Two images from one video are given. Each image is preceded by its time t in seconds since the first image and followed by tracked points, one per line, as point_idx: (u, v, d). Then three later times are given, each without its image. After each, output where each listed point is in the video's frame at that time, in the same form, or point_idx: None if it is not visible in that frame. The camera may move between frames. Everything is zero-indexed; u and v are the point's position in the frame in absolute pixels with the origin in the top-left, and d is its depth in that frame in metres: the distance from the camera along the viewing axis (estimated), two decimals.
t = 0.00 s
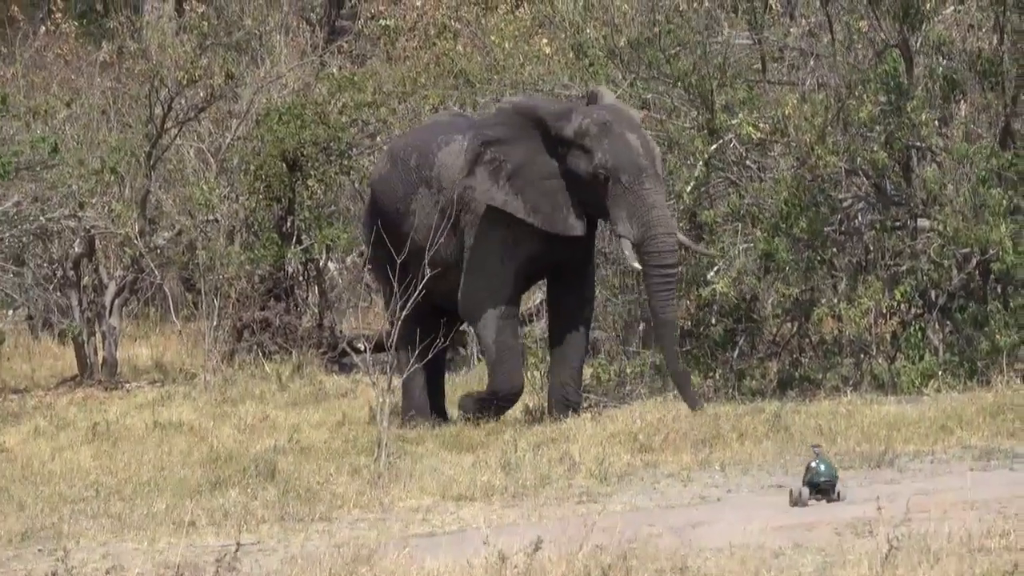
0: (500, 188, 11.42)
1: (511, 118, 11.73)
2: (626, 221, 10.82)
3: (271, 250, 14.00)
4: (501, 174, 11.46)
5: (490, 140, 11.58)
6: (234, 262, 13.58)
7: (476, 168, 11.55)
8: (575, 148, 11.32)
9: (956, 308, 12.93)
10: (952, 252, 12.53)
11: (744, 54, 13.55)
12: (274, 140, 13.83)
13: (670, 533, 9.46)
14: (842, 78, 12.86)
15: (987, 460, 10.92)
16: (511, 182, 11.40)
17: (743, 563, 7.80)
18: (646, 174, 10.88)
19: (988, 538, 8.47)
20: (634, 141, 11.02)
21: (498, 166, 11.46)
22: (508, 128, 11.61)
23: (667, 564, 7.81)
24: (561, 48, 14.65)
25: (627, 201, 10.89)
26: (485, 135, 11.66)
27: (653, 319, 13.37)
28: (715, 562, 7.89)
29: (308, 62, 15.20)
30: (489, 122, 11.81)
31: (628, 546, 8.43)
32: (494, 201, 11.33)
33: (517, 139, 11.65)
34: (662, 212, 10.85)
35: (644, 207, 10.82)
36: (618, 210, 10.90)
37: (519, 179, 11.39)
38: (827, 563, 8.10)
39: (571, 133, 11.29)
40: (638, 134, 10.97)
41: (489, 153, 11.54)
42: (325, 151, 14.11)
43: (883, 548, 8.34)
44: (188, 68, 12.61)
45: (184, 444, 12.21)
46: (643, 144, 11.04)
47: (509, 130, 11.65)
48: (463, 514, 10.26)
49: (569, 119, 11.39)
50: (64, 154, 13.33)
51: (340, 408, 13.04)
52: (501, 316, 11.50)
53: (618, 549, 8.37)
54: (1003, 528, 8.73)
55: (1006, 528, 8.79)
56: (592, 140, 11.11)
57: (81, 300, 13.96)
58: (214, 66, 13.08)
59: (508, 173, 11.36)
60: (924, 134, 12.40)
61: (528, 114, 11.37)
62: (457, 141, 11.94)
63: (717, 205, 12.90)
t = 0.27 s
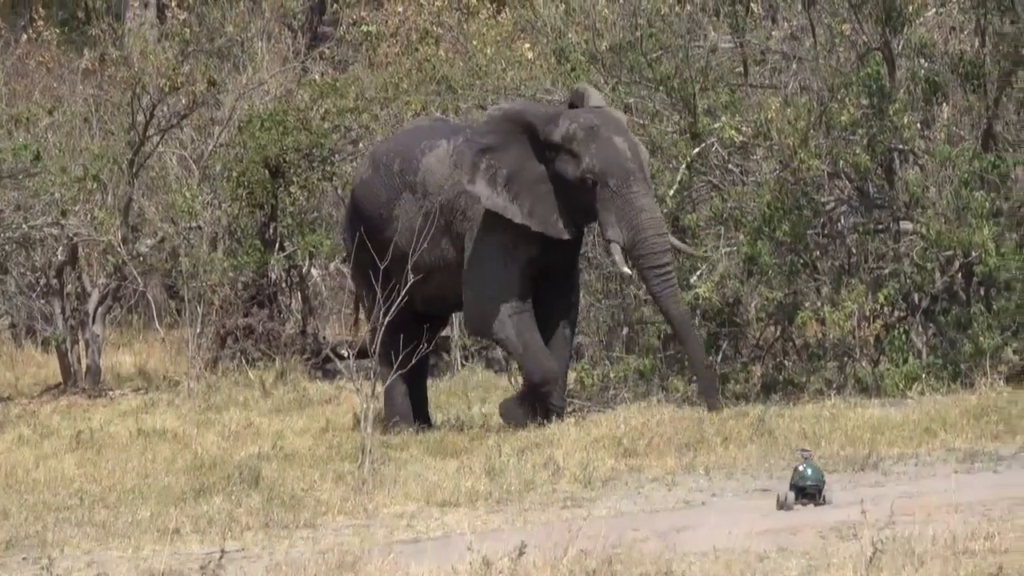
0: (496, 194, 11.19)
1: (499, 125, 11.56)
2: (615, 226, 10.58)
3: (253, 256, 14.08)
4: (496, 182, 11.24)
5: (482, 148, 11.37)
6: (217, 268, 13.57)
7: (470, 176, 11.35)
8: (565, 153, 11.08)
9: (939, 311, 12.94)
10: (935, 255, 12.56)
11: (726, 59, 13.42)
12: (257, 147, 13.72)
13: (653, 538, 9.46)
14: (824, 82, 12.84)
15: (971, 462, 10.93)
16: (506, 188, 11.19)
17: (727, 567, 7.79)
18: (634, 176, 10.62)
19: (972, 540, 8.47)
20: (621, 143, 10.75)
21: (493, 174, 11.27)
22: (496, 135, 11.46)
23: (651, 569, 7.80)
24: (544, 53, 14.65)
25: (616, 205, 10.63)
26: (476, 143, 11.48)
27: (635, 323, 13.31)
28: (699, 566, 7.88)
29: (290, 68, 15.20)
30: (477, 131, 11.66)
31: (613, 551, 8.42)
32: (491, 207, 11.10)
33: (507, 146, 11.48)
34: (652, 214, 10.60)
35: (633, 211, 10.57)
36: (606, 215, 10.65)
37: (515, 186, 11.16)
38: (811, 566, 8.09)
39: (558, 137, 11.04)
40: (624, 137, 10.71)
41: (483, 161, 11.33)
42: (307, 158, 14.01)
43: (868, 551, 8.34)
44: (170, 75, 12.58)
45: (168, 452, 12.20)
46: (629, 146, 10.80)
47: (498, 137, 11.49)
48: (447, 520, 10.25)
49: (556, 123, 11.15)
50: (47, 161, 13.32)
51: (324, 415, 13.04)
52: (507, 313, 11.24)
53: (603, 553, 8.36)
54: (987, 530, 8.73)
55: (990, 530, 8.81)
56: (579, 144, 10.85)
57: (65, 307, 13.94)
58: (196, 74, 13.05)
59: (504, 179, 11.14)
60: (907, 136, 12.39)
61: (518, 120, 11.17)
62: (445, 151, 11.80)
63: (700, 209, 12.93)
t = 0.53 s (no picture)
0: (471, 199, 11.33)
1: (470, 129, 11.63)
2: (584, 213, 10.69)
3: (233, 262, 14.08)
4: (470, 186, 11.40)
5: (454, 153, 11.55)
6: (197, 275, 13.54)
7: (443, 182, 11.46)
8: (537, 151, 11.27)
9: (919, 314, 12.95)
10: (915, 257, 12.53)
11: (705, 62, 13.36)
12: (236, 153, 13.84)
13: (633, 542, 9.44)
14: (803, 87, 12.82)
15: (950, 465, 10.93)
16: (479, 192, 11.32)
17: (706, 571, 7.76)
18: (602, 164, 10.79)
19: (952, 543, 8.45)
20: (590, 135, 10.94)
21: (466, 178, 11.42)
22: (466, 139, 11.52)
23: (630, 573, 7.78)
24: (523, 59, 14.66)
25: (586, 195, 10.76)
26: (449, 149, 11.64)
27: (616, 328, 13.34)
28: (678, 570, 7.86)
29: (269, 74, 15.20)
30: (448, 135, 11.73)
31: (592, 555, 8.40)
32: (465, 212, 11.23)
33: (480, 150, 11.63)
34: (623, 200, 10.70)
35: (603, 197, 10.69)
36: (577, 204, 10.77)
37: (489, 188, 11.32)
38: (791, 570, 8.07)
39: (529, 135, 11.29)
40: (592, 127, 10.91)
41: (456, 166, 11.50)
42: (286, 164, 14.07)
43: (848, 554, 8.31)
44: (149, 81, 12.50)
45: (148, 459, 12.19)
46: (598, 138, 10.98)
47: (469, 140, 11.56)
48: (427, 525, 10.24)
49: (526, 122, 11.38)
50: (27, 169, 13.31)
51: (304, 421, 13.04)
52: (512, 318, 11.13)
53: (583, 557, 8.34)
54: (966, 533, 8.72)
55: (970, 532, 8.81)
56: (549, 139, 11.09)
57: (45, 315, 13.92)
58: (174, 80, 13.07)
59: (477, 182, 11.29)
60: (886, 139, 12.32)
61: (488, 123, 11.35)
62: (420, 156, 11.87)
63: (679, 213, 12.82)
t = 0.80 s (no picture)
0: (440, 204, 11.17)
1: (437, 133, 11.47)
2: (541, 208, 10.57)
3: (210, 270, 14.13)
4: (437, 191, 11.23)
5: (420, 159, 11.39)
6: (175, 282, 13.59)
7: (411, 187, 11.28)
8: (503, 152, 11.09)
9: (896, 318, 12.96)
10: (892, 261, 12.57)
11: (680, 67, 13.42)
12: (212, 160, 13.86)
13: (611, 547, 9.42)
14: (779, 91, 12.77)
15: (928, 468, 10.94)
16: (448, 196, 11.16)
17: None
18: (559, 159, 10.67)
19: (930, 546, 8.43)
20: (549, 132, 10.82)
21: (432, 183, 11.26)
22: (433, 144, 11.36)
23: None
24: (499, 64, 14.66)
25: (544, 190, 10.66)
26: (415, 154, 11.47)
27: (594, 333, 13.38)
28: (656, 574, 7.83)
29: (245, 81, 15.26)
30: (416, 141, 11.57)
31: (568, 562, 8.38)
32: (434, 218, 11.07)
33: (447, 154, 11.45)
34: (579, 194, 10.55)
35: (558, 191, 10.56)
36: (535, 200, 10.66)
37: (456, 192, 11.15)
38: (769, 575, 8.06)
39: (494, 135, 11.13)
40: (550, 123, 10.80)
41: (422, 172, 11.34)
42: (263, 171, 14.17)
43: (827, 559, 8.29)
44: (125, 89, 12.54)
45: (127, 466, 12.19)
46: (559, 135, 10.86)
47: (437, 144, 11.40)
48: (405, 531, 10.21)
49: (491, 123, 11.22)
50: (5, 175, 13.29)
51: (282, 428, 13.05)
52: (503, 325, 11.04)
53: (559, 564, 8.32)
54: (944, 536, 8.71)
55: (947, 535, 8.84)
56: (511, 140, 11.00)
57: (23, 322, 13.89)
58: (150, 87, 13.10)
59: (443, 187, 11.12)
60: (863, 143, 12.38)
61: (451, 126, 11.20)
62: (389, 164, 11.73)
63: (655, 219, 12.77)
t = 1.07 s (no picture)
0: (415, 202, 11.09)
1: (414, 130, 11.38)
2: (507, 210, 10.49)
3: (193, 273, 14.14)
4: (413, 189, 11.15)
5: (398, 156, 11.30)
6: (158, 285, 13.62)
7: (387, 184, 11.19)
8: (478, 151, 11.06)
9: (879, 321, 12.96)
10: (876, 264, 12.59)
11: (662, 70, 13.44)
12: (195, 164, 13.86)
13: (595, 550, 9.38)
14: (763, 94, 12.78)
15: (911, 472, 10.92)
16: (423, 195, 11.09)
17: None
18: (527, 160, 10.57)
19: (913, 551, 8.39)
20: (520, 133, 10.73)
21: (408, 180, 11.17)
22: (410, 142, 11.27)
23: None
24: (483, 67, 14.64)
25: (512, 191, 10.58)
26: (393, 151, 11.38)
27: (577, 336, 13.40)
28: None
29: (229, 85, 15.36)
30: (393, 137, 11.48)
31: (549, 567, 8.34)
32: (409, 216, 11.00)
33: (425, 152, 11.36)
34: (544, 196, 10.44)
35: (523, 192, 10.46)
36: (503, 202, 10.58)
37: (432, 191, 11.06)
38: None
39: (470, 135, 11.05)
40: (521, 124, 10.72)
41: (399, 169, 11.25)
42: (246, 174, 14.17)
43: (810, 563, 8.25)
44: (109, 92, 12.55)
45: (110, 469, 12.17)
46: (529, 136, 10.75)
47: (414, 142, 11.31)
48: (388, 535, 10.15)
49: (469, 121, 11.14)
50: None
51: (266, 431, 13.06)
52: (467, 328, 10.99)
53: (540, 568, 8.30)
54: (927, 540, 8.68)
55: (931, 537, 8.82)
56: (485, 139, 10.92)
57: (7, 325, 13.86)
58: (134, 91, 13.13)
59: (418, 185, 11.04)
60: (847, 147, 12.39)
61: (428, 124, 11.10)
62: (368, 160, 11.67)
63: (639, 222, 12.83)
